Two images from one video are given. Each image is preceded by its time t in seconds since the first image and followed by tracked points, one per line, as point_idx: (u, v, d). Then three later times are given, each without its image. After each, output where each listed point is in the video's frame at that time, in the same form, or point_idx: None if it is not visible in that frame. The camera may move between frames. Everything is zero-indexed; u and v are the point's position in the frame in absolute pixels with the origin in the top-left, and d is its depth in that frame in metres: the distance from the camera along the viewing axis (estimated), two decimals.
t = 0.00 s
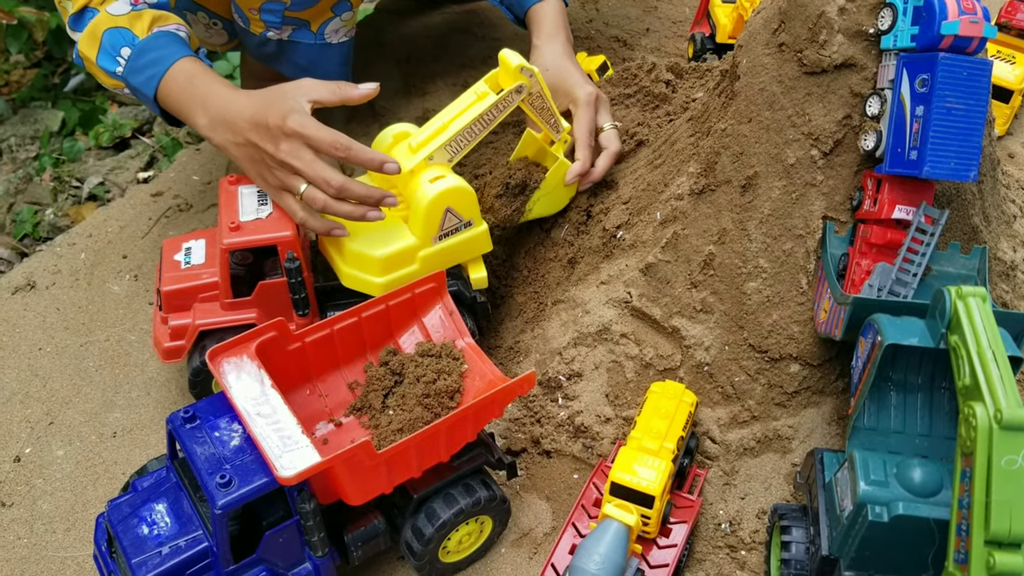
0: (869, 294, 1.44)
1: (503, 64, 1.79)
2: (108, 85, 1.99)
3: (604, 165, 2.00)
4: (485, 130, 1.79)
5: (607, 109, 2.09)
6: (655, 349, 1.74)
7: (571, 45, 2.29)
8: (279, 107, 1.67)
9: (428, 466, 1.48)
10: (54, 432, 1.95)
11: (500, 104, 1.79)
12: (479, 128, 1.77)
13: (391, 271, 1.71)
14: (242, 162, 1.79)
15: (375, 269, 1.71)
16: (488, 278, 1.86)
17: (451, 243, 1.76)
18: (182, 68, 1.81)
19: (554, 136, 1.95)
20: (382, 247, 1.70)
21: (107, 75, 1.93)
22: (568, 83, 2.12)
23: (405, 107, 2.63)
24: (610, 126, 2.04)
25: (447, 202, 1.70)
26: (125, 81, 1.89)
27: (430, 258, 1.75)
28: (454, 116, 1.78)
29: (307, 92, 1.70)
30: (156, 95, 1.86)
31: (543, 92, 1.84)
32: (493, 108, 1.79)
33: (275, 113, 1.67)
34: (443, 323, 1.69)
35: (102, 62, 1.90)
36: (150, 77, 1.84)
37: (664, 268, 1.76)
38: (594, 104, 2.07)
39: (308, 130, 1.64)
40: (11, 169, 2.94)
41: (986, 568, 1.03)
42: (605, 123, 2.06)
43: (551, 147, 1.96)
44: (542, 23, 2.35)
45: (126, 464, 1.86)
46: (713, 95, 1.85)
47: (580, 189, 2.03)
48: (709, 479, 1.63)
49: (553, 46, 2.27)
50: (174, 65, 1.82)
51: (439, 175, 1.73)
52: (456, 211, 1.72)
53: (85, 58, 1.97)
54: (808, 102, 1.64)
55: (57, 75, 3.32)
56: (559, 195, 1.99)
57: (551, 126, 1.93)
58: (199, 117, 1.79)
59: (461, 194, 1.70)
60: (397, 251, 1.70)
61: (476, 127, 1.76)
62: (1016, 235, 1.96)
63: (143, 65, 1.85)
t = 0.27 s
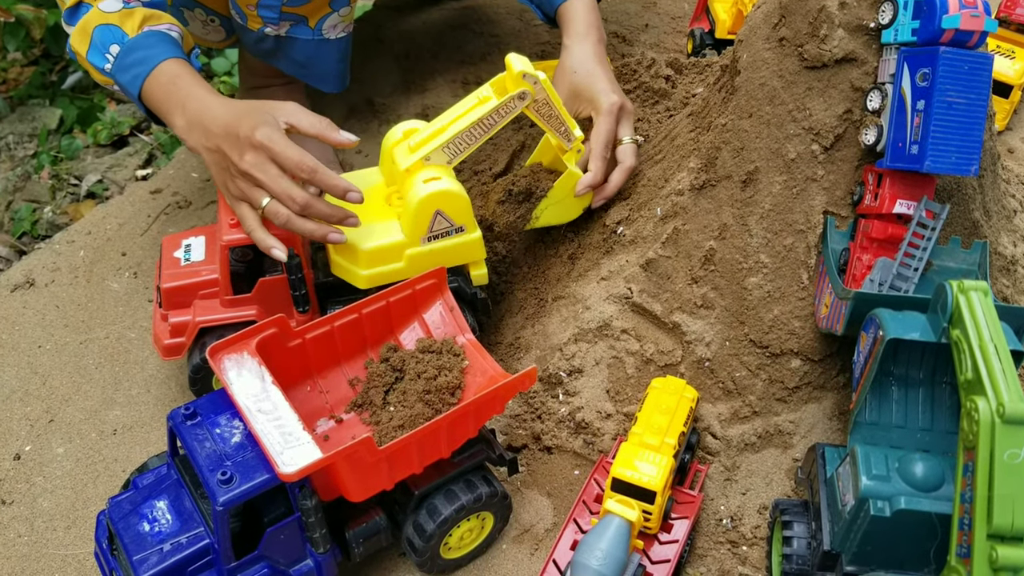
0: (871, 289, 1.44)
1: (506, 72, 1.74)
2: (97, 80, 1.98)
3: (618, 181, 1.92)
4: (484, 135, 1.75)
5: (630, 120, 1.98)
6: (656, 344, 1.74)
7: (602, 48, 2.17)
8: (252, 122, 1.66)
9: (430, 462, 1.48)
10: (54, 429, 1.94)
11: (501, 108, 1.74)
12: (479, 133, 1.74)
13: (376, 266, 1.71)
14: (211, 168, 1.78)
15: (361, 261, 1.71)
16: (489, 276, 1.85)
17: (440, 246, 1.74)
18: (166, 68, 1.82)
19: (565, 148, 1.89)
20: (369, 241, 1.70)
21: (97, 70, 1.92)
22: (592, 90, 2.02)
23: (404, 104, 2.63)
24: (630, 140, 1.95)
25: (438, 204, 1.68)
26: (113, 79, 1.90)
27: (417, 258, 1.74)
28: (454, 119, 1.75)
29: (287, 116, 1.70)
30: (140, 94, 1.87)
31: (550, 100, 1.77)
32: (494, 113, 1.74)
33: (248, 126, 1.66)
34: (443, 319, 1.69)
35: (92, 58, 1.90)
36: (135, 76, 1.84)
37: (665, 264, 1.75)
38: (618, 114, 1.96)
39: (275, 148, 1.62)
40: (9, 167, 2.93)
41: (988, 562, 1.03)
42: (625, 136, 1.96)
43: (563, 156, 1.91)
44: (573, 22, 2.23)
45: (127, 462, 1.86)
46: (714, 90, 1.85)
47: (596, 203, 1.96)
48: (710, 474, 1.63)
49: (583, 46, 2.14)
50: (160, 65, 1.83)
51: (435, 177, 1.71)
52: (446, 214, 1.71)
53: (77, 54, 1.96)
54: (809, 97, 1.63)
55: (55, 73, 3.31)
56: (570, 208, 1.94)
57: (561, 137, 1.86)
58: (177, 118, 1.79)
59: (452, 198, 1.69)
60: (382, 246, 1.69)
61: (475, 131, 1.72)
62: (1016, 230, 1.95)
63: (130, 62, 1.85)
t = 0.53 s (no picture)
0: (872, 285, 1.44)
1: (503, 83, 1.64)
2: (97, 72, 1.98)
3: (619, 209, 1.85)
4: (479, 143, 1.70)
5: (642, 144, 1.87)
6: (656, 340, 1.74)
7: (624, 62, 1.99)
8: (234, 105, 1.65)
9: (431, 456, 1.48)
10: (54, 423, 1.94)
11: (494, 117, 1.66)
12: (473, 139, 1.68)
13: (359, 256, 1.73)
14: (199, 154, 1.77)
15: (345, 249, 1.73)
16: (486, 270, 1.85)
17: (424, 248, 1.73)
18: (159, 57, 1.80)
19: (567, 166, 1.81)
20: (355, 231, 1.72)
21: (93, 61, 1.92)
22: (605, 111, 1.88)
23: (405, 100, 2.63)
24: (637, 167, 1.85)
25: (422, 207, 1.67)
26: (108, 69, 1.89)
27: (402, 256, 1.74)
28: (450, 123, 1.69)
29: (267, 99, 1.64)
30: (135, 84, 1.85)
31: (548, 116, 1.67)
32: (488, 123, 1.67)
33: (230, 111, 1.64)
34: (444, 314, 1.69)
35: (89, 50, 1.89)
36: (128, 66, 1.83)
37: (665, 260, 1.76)
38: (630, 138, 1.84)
39: (256, 132, 1.61)
40: (9, 162, 2.92)
41: (988, 557, 1.03)
42: (634, 162, 1.86)
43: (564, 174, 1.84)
44: (595, 32, 2.06)
45: (127, 456, 1.86)
46: (715, 86, 1.85)
47: (597, 225, 1.89)
48: (710, 470, 1.64)
49: (603, 60, 1.98)
50: (152, 54, 1.81)
51: (425, 178, 1.69)
52: (431, 218, 1.70)
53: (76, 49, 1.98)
54: (810, 93, 1.63)
55: (55, 68, 3.30)
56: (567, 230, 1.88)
57: (562, 154, 1.78)
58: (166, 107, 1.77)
59: (437, 203, 1.67)
60: (367, 238, 1.71)
61: (467, 138, 1.67)
62: (1017, 226, 1.95)
63: (124, 52, 1.84)
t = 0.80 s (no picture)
0: (876, 281, 1.45)
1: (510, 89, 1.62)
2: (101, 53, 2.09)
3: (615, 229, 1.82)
4: (481, 146, 1.67)
5: (644, 166, 1.84)
6: (659, 335, 1.74)
7: (638, 78, 1.97)
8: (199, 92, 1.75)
9: (434, 450, 1.48)
10: (56, 415, 1.94)
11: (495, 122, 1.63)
12: (475, 142, 1.66)
13: (352, 245, 1.72)
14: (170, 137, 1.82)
15: (339, 236, 1.72)
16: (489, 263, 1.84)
17: (417, 245, 1.70)
18: (159, 42, 1.89)
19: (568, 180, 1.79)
20: (352, 219, 1.71)
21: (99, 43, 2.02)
22: (613, 128, 1.86)
23: (407, 94, 2.62)
24: (639, 189, 1.82)
25: (416, 203, 1.65)
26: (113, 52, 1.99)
27: (395, 250, 1.72)
28: (453, 123, 1.66)
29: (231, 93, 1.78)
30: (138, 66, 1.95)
31: (551, 126, 1.66)
32: (491, 127, 1.64)
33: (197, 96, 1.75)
34: (447, 307, 1.68)
35: (96, 32, 2.00)
36: (132, 49, 1.92)
37: (669, 255, 1.76)
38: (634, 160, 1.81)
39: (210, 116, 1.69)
40: (10, 154, 2.91)
41: (992, 552, 1.03)
42: (636, 183, 1.83)
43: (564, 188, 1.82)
44: (611, 45, 2.03)
45: (129, 448, 1.86)
46: (719, 81, 1.84)
47: (593, 242, 1.87)
48: (712, 465, 1.63)
49: (617, 75, 1.96)
50: (154, 39, 1.90)
51: (424, 174, 1.67)
52: (425, 215, 1.67)
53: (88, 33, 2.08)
54: (815, 88, 1.63)
55: (56, 60, 3.29)
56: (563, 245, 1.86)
57: (562, 167, 1.76)
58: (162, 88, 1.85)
59: (433, 202, 1.64)
60: (359, 227, 1.70)
61: (469, 139, 1.65)
62: (1021, 224, 1.95)
63: (128, 36, 1.93)
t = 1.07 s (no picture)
0: (876, 278, 1.45)
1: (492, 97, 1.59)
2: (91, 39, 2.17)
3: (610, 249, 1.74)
4: (467, 151, 1.67)
5: (648, 186, 1.71)
6: (659, 332, 1.74)
7: (653, 89, 1.79)
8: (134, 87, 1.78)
9: (434, 446, 1.48)
10: (55, 410, 1.94)
11: (477, 129, 1.61)
12: (460, 146, 1.66)
13: (342, 232, 1.78)
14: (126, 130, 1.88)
15: (331, 222, 1.78)
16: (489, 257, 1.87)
17: (399, 243, 1.73)
18: (142, 30, 1.96)
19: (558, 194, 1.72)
20: (342, 207, 1.76)
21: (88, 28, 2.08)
22: (618, 144, 1.71)
23: (408, 90, 2.61)
24: (639, 212, 1.70)
25: (398, 202, 1.66)
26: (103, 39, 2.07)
27: (381, 244, 1.75)
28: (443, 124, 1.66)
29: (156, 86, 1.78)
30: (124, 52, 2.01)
31: (532, 136, 1.61)
32: (473, 133, 1.63)
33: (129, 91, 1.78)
34: (447, 304, 1.68)
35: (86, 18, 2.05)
36: (120, 35, 1.99)
37: (670, 252, 1.76)
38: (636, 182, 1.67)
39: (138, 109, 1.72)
40: (10, 149, 2.91)
41: (992, 550, 1.03)
42: (637, 205, 1.70)
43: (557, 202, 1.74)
44: (625, 53, 1.84)
45: (128, 443, 1.86)
46: (721, 78, 1.83)
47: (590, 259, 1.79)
48: (712, 463, 1.63)
49: (630, 84, 1.78)
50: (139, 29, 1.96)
51: (410, 174, 1.68)
52: (407, 214, 1.68)
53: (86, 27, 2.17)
54: (817, 85, 1.62)
55: (57, 55, 3.28)
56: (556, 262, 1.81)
57: (551, 180, 1.69)
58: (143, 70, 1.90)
59: (413, 203, 1.65)
60: (348, 217, 1.75)
61: (454, 143, 1.65)
62: (1022, 222, 1.94)
63: (114, 23, 1.99)
